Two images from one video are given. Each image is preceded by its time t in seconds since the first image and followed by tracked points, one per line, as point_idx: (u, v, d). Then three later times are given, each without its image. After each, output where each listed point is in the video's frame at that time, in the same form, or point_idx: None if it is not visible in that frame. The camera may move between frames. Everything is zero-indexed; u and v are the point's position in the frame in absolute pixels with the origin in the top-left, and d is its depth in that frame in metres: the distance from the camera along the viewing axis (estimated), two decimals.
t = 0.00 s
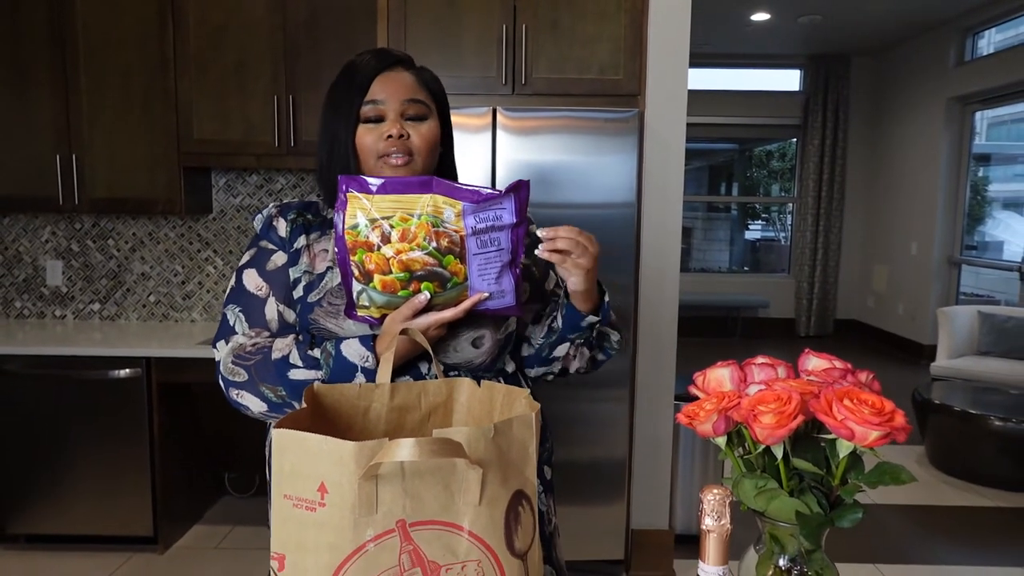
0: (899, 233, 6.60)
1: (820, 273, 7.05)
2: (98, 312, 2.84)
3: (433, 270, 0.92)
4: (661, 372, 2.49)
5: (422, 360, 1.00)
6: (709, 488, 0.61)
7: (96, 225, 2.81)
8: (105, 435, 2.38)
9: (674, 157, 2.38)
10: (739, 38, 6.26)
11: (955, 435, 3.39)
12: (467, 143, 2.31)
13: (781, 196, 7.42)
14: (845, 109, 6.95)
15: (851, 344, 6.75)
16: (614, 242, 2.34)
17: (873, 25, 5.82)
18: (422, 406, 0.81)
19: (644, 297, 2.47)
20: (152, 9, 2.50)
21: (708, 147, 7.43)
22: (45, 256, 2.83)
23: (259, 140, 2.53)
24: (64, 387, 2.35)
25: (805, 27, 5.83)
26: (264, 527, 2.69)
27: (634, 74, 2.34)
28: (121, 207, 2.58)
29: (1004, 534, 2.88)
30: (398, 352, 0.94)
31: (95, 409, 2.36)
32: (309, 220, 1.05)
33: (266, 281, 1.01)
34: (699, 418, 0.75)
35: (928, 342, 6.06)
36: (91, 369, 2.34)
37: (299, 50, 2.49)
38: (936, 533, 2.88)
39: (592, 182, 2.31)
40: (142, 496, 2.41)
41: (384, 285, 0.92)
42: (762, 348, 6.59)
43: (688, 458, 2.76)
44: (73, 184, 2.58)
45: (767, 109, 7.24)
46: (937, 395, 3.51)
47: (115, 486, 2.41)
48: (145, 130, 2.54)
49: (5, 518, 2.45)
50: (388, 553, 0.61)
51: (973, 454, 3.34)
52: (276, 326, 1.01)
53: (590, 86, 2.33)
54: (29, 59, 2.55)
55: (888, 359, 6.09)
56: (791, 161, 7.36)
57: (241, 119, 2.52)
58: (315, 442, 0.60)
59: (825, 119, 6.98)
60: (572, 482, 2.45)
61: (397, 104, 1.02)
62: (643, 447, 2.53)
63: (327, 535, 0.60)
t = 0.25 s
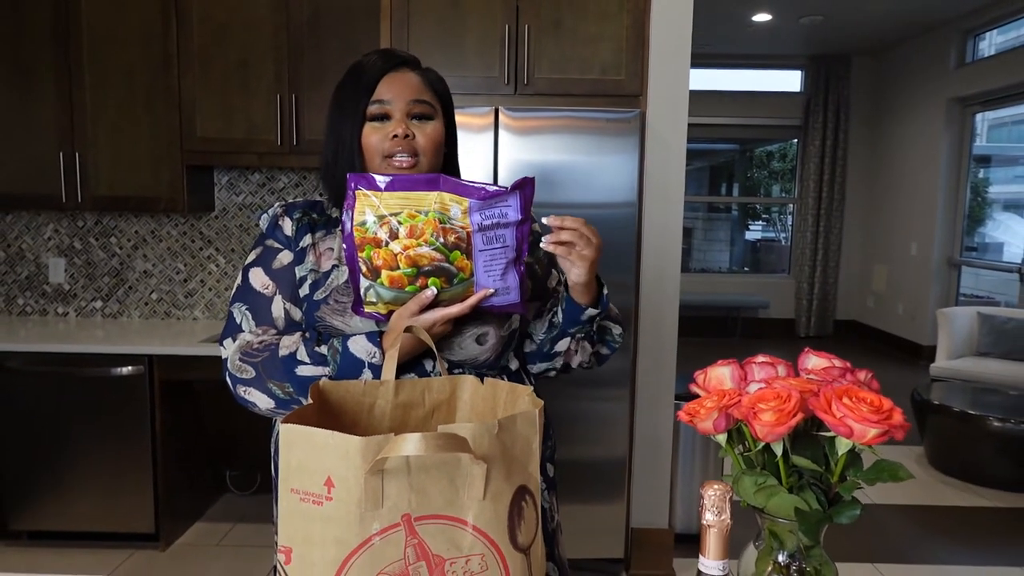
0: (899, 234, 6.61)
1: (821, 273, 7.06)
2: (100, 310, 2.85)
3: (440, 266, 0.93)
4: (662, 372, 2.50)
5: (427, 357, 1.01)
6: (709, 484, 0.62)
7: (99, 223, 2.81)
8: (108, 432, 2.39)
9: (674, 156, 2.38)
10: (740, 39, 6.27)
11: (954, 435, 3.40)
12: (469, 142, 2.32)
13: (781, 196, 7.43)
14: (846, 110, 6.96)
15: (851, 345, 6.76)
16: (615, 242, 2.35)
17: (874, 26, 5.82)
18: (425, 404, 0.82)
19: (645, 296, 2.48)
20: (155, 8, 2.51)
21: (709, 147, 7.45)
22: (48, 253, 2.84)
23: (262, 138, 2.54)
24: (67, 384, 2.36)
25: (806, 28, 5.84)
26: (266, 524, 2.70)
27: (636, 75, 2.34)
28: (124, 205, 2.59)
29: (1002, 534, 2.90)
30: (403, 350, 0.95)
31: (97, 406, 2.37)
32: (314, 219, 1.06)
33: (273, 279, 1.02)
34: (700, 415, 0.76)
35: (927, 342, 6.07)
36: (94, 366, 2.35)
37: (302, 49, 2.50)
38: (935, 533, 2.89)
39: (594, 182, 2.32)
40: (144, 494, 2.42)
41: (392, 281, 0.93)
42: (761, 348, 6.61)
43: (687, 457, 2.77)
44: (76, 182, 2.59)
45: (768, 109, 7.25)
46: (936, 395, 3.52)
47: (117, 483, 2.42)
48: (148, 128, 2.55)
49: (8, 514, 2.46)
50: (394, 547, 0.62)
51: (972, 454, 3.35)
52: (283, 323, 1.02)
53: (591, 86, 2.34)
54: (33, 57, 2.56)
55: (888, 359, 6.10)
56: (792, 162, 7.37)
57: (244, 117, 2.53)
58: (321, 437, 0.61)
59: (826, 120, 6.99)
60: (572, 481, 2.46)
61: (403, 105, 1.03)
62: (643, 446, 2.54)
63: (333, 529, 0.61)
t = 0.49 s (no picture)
0: (898, 235, 6.61)
1: (820, 274, 7.07)
2: (100, 308, 2.86)
3: (439, 264, 0.94)
4: (660, 371, 2.51)
5: (426, 353, 1.02)
6: (702, 478, 0.63)
7: (100, 222, 2.82)
8: (108, 430, 2.40)
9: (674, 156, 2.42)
10: (740, 39, 6.28)
11: (952, 435, 3.41)
12: (468, 142, 2.33)
13: (781, 197, 7.44)
14: (846, 111, 6.97)
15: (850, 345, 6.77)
16: (614, 242, 2.35)
17: (874, 27, 5.83)
18: (423, 399, 0.83)
19: (644, 296, 2.49)
20: (156, 7, 2.51)
21: (708, 148, 7.46)
22: (49, 252, 2.84)
23: (263, 137, 2.55)
24: (67, 382, 2.37)
25: (807, 29, 5.84)
26: (265, 522, 2.71)
27: (635, 75, 2.35)
28: (124, 203, 2.60)
29: (999, 534, 2.90)
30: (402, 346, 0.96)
31: (98, 404, 2.38)
32: (314, 218, 1.07)
33: (273, 278, 1.03)
34: (694, 411, 0.77)
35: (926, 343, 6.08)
36: (94, 364, 2.35)
37: (303, 49, 2.51)
38: (933, 533, 2.90)
39: (592, 182, 2.33)
40: (143, 491, 2.43)
41: (391, 279, 0.94)
42: (761, 348, 6.61)
43: (685, 457, 2.78)
44: (76, 180, 2.60)
45: (768, 110, 7.26)
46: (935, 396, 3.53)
47: (116, 481, 2.43)
48: (149, 127, 2.56)
49: (7, 511, 2.47)
50: (391, 540, 0.62)
51: (969, 454, 3.36)
52: (284, 321, 1.03)
53: (590, 86, 2.35)
54: (34, 56, 2.56)
55: (887, 360, 6.11)
56: (792, 163, 7.38)
57: (245, 117, 2.54)
58: (319, 430, 0.62)
59: (826, 121, 6.99)
60: (570, 480, 2.47)
61: (405, 106, 1.05)
62: (641, 444, 2.55)
63: (331, 521, 0.62)
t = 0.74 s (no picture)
0: (895, 234, 6.63)
1: (818, 273, 7.08)
2: (99, 307, 2.86)
3: (439, 265, 0.95)
4: (657, 369, 2.53)
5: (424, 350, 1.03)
6: (694, 471, 0.64)
7: (98, 221, 2.83)
8: (107, 429, 2.40)
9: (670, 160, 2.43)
10: (738, 39, 6.29)
11: (948, 433, 3.42)
12: (466, 142, 2.34)
13: (779, 197, 7.46)
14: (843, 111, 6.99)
15: (848, 345, 6.79)
16: (611, 241, 2.36)
17: (872, 27, 5.84)
18: (420, 396, 0.84)
19: (641, 295, 2.51)
20: (155, 7, 2.52)
21: (706, 148, 7.48)
22: (47, 251, 2.85)
23: (261, 137, 2.55)
24: (66, 381, 2.38)
25: (805, 29, 5.85)
26: (263, 520, 2.71)
27: (632, 75, 2.36)
28: (123, 203, 2.61)
29: (995, 532, 2.92)
30: (400, 344, 0.98)
31: (97, 403, 2.39)
32: (313, 217, 1.08)
33: (273, 276, 1.04)
34: (687, 407, 0.78)
35: (923, 342, 6.10)
36: (93, 363, 2.36)
37: (302, 49, 2.52)
38: (929, 531, 2.91)
39: (590, 181, 2.34)
40: (142, 490, 2.44)
41: (391, 279, 0.95)
42: (758, 348, 6.63)
43: (683, 455, 2.79)
44: (75, 180, 2.60)
45: (766, 110, 7.27)
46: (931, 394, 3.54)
47: (115, 480, 2.43)
48: (148, 126, 2.56)
49: (7, 510, 2.48)
50: (387, 533, 0.63)
51: (966, 453, 3.37)
52: (283, 319, 1.04)
53: (588, 86, 2.36)
54: (33, 56, 2.57)
55: (884, 359, 6.13)
56: (790, 162, 7.39)
57: (243, 116, 2.55)
58: (317, 425, 0.63)
59: (823, 121, 7.01)
60: (568, 478, 2.48)
61: (408, 107, 1.06)
62: (638, 443, 2.56)
63: (328, 515, 0.63)
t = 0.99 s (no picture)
0: (892, 235, 6.65)
1: (815, 273, 7.10)
2: (96, 306, 2.86)
3: (434, 260, 0.95)
4: (654, 368, 2.53)
5: (421, 346, 1.04)
6: (689, 464, 0.64)
7: (95, 220, 2.83)
8: (104, 427, 2.40)
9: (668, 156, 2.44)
10: (736, 40, 6.31)
11: (944, 432, 3.43)
12: (463, 141, 2.34)
13: (776, 197, 7.47)
14: (840, 111, 7.00)
15: (845, 345, 6.80)
16: (608, 240, 2.36)
17: (868, 27, 5.85)
18: (416, 391, 0.84)
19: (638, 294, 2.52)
20: (152, 5, 2.52)
21: (704, 148, 7.49)
22: (44, 249, 2.85)
23: (259, 135, 2.55)
24: (63, 379, 2.37)
25: (802, 29, 5.87)
26: (260, 519, 2.71)
27: (630, 74, 2.37)
28: (120, 201, 2.60)
29: (991, 530, 2.93)
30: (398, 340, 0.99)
31: (93, 402, 2.38)
32: (311, 214, 1.08)
33: (270, 273, 1.04)
34: (683, 402, 0.78)
35: (920, 342, 6.12)
36: (89, 361, 2.36)
37: (300, 47, 2.52)
38: (925, 530, 2.92)
39: (587, 180, 2.34)
40: (139, 488, 2.43)
41: (387, 275, 0.95)
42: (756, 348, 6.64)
43: (679, 454, 2.80)
44: (72, 178, 2.60)
45: (763, 110, 7.29)
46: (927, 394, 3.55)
47: (112, 478, 2.43)
48: (145, 125, 2.56)
49: (3, 509, 2.47)
50: (383, 526, 0.63)
51: (962, 452, 3.38)
52: (281, 316, 1.04)
53: (585, 85, 2.36)
54: (30, 54, 2.57)
55: (881, 359, 6.14)
56: (787, 163, 7.41)
57: (241, 115, 2.54)
58: (313, 418, 0.63)
59: (820, 121, 7.03)
60: (565, 477, 2.48)
61: (406, 105, 1.06)
62: (635, 441, 2.57)
63: (325, 508, 0.63)
